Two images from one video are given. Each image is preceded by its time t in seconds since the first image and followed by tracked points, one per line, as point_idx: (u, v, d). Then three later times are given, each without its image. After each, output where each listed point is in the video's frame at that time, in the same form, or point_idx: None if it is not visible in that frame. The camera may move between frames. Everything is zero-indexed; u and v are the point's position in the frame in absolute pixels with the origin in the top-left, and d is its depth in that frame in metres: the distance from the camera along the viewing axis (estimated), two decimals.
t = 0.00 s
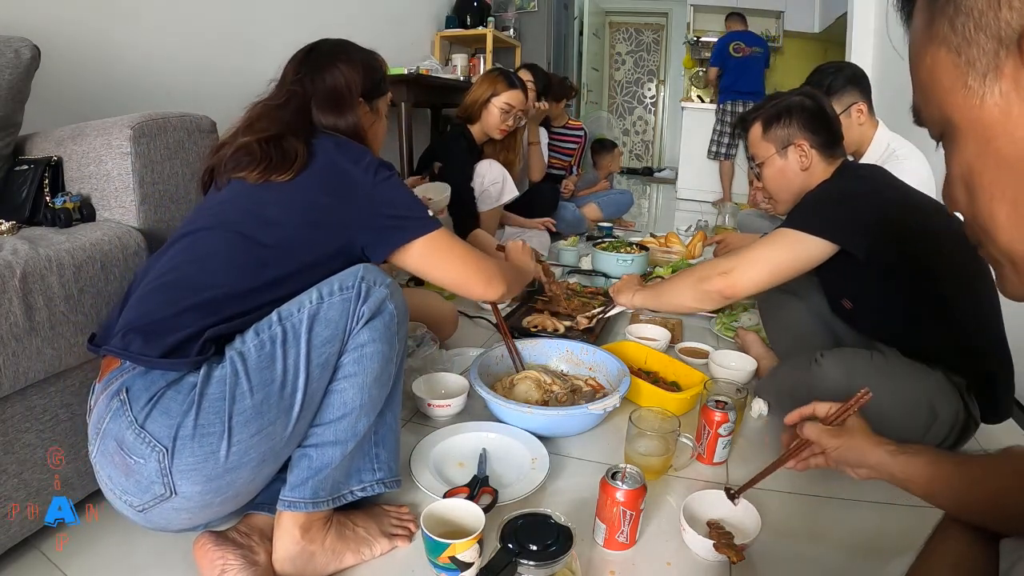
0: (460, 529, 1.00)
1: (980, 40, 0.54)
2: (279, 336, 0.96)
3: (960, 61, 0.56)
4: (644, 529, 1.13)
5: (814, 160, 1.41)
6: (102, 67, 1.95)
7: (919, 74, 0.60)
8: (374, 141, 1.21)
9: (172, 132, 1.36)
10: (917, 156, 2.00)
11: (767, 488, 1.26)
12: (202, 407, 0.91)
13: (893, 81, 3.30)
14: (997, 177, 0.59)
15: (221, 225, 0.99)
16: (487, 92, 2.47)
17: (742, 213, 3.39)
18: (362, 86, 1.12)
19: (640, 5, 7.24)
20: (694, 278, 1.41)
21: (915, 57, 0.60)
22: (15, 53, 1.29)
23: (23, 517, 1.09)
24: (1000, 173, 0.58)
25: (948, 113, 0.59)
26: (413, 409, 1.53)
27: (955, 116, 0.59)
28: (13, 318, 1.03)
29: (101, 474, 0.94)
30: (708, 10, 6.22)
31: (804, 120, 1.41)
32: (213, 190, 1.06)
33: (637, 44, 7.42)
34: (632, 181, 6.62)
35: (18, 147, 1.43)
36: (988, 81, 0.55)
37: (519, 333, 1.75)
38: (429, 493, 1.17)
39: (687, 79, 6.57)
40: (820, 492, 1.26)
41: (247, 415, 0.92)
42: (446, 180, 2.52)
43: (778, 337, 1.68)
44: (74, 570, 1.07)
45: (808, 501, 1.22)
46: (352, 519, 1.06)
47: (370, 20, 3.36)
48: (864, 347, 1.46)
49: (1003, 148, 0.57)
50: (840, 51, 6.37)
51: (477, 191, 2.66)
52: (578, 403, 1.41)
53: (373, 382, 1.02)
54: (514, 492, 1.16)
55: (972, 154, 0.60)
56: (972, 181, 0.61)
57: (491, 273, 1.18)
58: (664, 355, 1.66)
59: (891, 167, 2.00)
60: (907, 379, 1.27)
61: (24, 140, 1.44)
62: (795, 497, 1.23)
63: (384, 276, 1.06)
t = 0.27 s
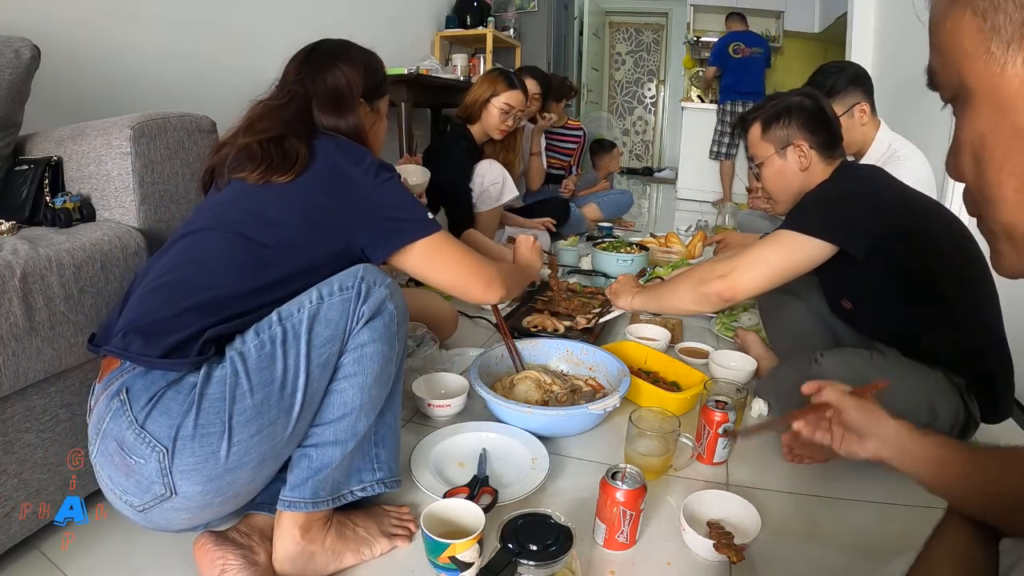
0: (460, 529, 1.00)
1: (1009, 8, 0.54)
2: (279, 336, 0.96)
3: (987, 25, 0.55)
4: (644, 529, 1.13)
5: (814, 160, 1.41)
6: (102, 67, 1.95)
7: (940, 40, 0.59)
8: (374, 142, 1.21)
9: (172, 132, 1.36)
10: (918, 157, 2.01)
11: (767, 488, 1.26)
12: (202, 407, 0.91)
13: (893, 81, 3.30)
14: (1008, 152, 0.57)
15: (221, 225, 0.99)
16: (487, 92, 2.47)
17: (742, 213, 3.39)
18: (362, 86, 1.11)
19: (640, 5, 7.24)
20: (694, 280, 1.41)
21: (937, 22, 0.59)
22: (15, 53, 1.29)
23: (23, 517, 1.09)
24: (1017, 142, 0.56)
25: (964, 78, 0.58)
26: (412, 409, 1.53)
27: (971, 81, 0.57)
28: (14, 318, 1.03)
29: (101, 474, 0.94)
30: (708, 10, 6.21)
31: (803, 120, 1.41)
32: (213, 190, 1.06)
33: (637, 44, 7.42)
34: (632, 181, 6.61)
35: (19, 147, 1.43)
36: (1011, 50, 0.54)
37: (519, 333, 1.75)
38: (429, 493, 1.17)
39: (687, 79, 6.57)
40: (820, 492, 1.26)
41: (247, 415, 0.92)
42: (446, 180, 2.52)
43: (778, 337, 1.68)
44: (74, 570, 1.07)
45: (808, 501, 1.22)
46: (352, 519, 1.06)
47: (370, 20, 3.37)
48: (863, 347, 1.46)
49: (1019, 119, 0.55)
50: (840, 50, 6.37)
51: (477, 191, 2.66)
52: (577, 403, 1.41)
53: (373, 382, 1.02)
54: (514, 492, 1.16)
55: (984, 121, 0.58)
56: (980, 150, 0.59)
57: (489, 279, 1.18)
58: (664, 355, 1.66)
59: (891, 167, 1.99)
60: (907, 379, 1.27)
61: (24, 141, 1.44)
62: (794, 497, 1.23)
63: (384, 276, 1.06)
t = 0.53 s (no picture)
0: (460, 529, 1.00)
1: None
2: (279, 336, 0.96)
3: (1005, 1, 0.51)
4: (644, 529, 1.13)
5: (813, 161, 1.41)
6: (102, 67, 1.95)
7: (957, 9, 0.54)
8: (376, 142, 1.21)
9: (172, 132, 1.36)
10: (919, 157, 2.01)
11: (767, 488, 1.26)
12: (202, 407, 0.91)
13: (893, 81, 3.30)
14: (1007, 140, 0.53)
15: (221, 225, 0.99)
16: (487, 92, 2.47)
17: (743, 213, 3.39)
18: (364, 87, 1.11)
19: (640, 5, 7.24)
20: (693, 280, 1.42)
21: None
22: (15, 53, 1.29)
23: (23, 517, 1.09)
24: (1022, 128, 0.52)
25: (974, 49, 0.53)
26: (413, 409, 1.53)
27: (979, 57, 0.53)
28: (13, 318, 1.03)
29: (101, 474, 0.94)
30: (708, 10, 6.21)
31: (802, 121, 1.41)
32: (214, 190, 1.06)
33: (637, 44, 7.42)
34: (632, 181, 6.61)
35: (19, 147, 1.43)
36: None
37: (520, 333, 1.75)
38: (429, 493, 1.17)
39: (687, 79, 6.57)
40: (820, 491, 1.26)
41: (248, 415, 0.92)
42: (446, 180, 2.52)
43: (778, 337, 1.68)
44: (74, 570, 1.07)
45: (808, 501, 1.22)
46: (352, 519, 1.06)
47: (370, 20, 3.37)
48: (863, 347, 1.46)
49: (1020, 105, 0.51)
50: (840, 51, 6.38)
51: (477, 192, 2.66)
52: (578, 403, 1.41)
53: (373, 382, 1.02)
54: (514, 492, 1.16)
55: (987, 97, 0.53)
56: (978, 125, 0.54)
57: (487, 290, 1.17)
58: (664, 355, 1.66)
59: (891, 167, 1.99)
60: (907, 379, 1.27)
61: (24, 140, 1.44)
62: (795, 497, 1.23)
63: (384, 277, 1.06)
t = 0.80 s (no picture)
0: (460, 529, 1.00)
1: None
2: (279, 337, 0.96)
3: None
4: (644, 528, 1.13)
5: (812, 161, 1.41)
6: (102, 67, 1.94)
7: None
8: (377, 143, 1.21)
9: (172, 132, 1.36)
10: (919, 158, 2.01)
11: (767, 488, 1.26)
12: (202, 408, 0.91)
13: (894, 81, 3.30)
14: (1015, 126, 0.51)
15: (222, 225, 0.99)
16: (488, 92, 2.47)
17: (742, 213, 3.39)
18: (366, 88, 1.11)
19: (640, 5, 7.24)
20: (691, 275, 1.42)
21: None
22: (15, 53, 1.29)
23: (23, 518, 1.09)
24: None
25: (980, 35, 0.52)
26: (413, 409, 1.53)
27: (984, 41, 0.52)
28: (13, 318, 1.03)
29: (101, 474, 0.94)
30: (708, 9, 6.21)
31: (802, 121, 1.41)
32: (214, 190, 1.06)
33: (637, 44, 7.42)
34: (632, 181, 6.61)
35: (19, 147, 1.43)
36: None
37: (520, 333, 1.75)
38: (429, 493, 1.17)
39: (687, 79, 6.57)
40: (822, 492, 1.25)
41: (248, 415, 0.92)
42: (447, 180, 2.52)
43: (778, 337, 1.68)
44: (74, 570, 1.07)
45: (809, 501, 1.22)
46: (352, 518, 1.06)
47: (370, 20, 3.36)
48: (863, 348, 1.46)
49: (1022, 90, 0.50)
50: (840, 50, 6.38)
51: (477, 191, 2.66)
52: (578, 403, 1.41)
53: (373, 382, 1.02)
54: (514, 492, 1.16)
55: (988, 80, 0.52)
56: (980, 109, 0.53)
57: (485, 297, 1.17)
58: (664, 355, 1.66)
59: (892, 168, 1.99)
60: (907, 379, 1.27)
61: (24, 140, 1.44)
62: (794, 497, 1.24)
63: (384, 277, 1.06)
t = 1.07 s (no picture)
0: (460, 529, 1.00)
1: None
2: (279, 337, 0.95)
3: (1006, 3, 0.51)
4: (644, 529, 1.13)
5: (809, 163, 1.41)
6: (102, 67, 1.94)
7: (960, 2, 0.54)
8: (377, 145, 1.21)
9: (172, 132, 1.36)
10: (919, 158, 2.01)
11: (767, 488, 1.26)
12: (202, 408, 0.91)
13: (894, 80, 3.30)
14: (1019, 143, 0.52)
15: (222, 225, 0.99)
16: (488, 92, 2.47)
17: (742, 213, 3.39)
18: (367, 89, 1.11)
19: (640, 5, 7.24)
20: (688, 267, 1.42)
21: None
22: (15, 53, 1.29)
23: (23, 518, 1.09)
24: None
25: (975, 52, 0.53)
26: (413, 409, 1.53)
27: (982, 57, 0.53)
28: (13, 318, 1.03)
29: (101, 474, 0.94)
30: (708, 9, 6.21)
31: (799, 123, 1.41)
32: (214, 190, 1.07)
33: (637, 44, 7.42)
34: (632, 181, 6.61)
35: (19, 147, 1.43)
36: None
37: (520, 333, 1.75)
38: (429, 493, 1.17)
39: (687, 79, 6.57)
40: (822, 492, 1.25)
41: (248, 415, 0.92)
42: (447, 180, 2.52)
43: (778, 337, 1.67)
44: (74, 570, 1.07)
45: (809, 502, 1.22)
46: (352, 518, 1.06)
47: (370, 20, 3.36)
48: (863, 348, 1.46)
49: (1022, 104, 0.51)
50: (840, 50, 6.38)
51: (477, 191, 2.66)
52: (578, 403, 1.41)
53: (372, 382, 1.02)
54: (514, 492, 1.16)
55: (991, 97, 0.53)
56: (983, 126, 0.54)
57: (480, 311, 1.16)
58: (664, 355, 1.66)
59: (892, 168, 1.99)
60: (907, 380, 1.27)
61: (24, 140, 1.44)
62: (794, 497, 1.23)
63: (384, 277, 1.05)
